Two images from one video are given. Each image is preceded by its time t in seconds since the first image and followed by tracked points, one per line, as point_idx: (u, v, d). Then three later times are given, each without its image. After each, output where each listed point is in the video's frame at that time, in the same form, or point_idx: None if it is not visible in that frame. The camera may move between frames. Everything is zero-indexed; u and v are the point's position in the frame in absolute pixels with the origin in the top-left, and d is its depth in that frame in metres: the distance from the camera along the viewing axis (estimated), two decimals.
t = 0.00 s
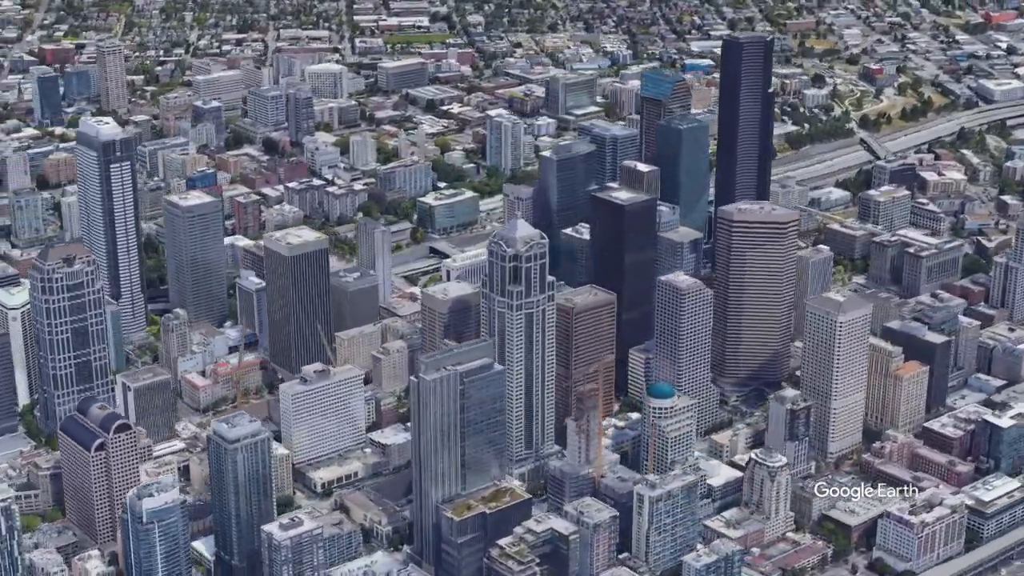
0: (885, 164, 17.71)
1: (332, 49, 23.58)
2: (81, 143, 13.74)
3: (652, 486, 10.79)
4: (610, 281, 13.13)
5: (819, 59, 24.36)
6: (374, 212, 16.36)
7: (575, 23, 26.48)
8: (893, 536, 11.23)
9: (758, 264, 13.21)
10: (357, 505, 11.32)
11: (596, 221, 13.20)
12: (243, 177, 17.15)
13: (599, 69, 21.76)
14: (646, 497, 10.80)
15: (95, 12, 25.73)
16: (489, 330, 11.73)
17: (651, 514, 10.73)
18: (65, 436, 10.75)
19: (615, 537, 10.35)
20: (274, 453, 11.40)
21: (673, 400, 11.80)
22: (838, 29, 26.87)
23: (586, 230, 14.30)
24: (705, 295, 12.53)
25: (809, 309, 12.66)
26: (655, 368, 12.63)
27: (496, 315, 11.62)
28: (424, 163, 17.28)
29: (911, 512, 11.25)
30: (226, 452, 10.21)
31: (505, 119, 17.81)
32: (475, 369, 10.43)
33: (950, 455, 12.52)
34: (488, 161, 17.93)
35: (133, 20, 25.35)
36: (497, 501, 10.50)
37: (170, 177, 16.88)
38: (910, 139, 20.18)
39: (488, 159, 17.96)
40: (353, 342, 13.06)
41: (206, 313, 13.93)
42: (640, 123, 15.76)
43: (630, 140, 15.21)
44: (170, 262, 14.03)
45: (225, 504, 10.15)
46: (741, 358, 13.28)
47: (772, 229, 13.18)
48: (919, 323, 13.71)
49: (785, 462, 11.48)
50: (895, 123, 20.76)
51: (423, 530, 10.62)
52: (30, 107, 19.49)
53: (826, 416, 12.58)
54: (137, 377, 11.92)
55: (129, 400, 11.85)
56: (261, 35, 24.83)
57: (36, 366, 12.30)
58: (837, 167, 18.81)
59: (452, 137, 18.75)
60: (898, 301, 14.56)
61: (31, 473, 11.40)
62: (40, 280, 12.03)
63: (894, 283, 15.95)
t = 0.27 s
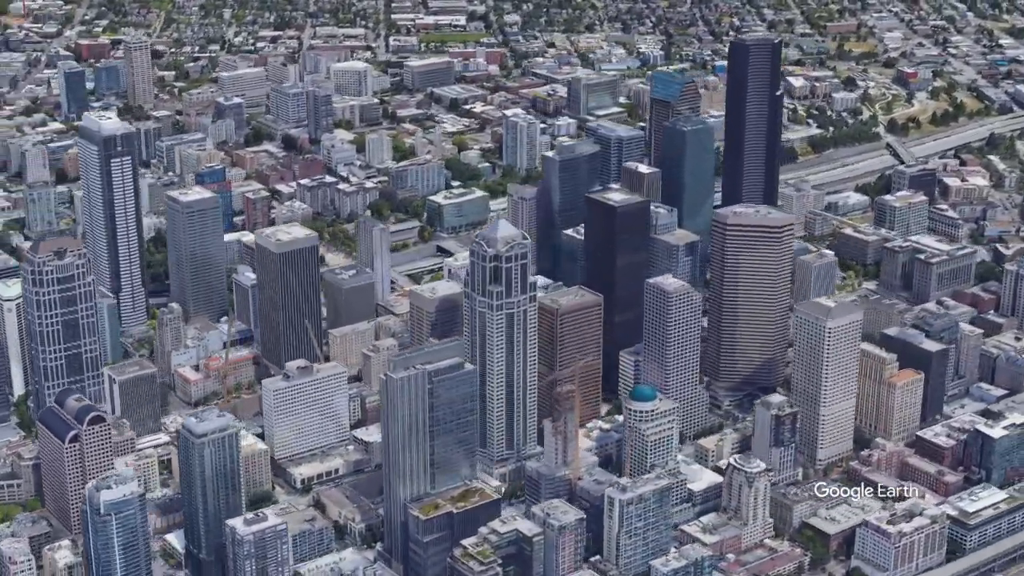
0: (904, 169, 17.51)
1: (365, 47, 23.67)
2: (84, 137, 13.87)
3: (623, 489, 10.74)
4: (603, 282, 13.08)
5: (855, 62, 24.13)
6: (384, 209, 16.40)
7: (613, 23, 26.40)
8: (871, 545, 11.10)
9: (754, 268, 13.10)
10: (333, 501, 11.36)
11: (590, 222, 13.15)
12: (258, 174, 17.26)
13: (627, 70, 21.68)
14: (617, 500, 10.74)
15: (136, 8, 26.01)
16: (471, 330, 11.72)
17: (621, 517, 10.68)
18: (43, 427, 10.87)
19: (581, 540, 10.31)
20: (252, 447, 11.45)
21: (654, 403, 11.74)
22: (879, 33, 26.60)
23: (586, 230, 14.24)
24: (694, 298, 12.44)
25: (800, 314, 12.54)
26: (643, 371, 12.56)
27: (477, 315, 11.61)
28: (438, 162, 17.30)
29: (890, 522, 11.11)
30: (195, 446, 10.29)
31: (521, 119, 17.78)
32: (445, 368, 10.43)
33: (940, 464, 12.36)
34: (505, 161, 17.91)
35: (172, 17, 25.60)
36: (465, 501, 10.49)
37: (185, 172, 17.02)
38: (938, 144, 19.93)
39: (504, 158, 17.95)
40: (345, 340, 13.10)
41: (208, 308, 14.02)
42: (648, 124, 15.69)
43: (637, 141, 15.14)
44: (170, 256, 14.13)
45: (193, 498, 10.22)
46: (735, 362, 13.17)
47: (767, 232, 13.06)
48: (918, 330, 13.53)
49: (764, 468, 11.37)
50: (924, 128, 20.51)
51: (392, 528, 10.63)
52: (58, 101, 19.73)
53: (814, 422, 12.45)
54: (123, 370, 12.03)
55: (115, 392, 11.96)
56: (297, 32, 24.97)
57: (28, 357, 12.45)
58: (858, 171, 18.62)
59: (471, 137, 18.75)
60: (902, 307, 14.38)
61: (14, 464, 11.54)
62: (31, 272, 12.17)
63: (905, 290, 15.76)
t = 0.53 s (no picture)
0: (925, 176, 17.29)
1: (398, 46, 23.73)
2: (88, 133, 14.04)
3: (593, 492, 10.69)
4: (595, 284, 13.03)
5: (893, 66, 23.85)
6: (395, 207, 16.43)
7: (652, 24, 26.28)
8: (846, 554, 10.98)
9: (747, 271, 13.00)
10: (309, 496, 11.41)
11: (584, 223, 13.10)
12: (276, 171, 17.36)
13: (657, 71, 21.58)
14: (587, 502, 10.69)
15: (178, 4, 26.25)
16: (452, 329, 11.71)
17: (590, 519, 10.63)
18: (22, 418, 11.01)
19: (546, 541, 10.28)
20: (230, 441, 11.53)
21: (635, 405, 11.69)
22: (922, 36, 26.28)
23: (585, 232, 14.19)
24: (682, 301, 12.36)
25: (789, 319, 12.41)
26: (631, 372, 12.51)
27: (459, 315, 11.61)
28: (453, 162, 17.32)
29: (865, 530, 10.98)
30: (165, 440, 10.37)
31: (538, 119, 17.75)
32: (413, 368, 10.44)
33: (929, 473, 12.19)
34: (522, 161, 17.89)
35: (213, 14, 25.80)
36: (433, 500, 10.49)
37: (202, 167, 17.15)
38: (966, 150, 19.66)
39: (521, 158, 17.93)
40: (336, 338, 13.16)
41: (207, 302, 14.09)
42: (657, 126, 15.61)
43: (642, 143, 15.08)
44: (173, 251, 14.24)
45: (161, 490, 10.31)
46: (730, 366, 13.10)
47: (762, 236, 12.95)
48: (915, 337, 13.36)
49: (740, 473, 11.28)
50: (955, 133, 20.23)
51: (360, 523, 10.65)
52: (87, 96, 19.96)
53: (802, 428, 12.33)
54: (111, 363, 12.14)
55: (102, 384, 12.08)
56: (334, 30, 25.07)
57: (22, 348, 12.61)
58: (881, 175, 18.41)
59: (491, 137, 18.75)
60: (905, 314, 14.21)
61: None
62: (24, 264, 12.32)
63: (915, 297, 15.56)
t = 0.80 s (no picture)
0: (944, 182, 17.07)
1: (434, 45, 23.80)
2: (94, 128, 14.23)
3: (560, 494, 10.66)
4: (587, 286, 13.01)
5: (932, 70, 23.56)
6: (407, 205, 16.48)
7: (693, 26, 26.16)
8: (818, 562, 10.87)
9: (739, 276, 12.91)
10: (285, 491, 11.48)
11: (577, 224, 13.07)
12: (293, 168, 17.48)
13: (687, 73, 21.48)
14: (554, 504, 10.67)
15: (222, 2, 26.51)
16: (433, 328, 11.73)
17: (556, 520, 10.60)
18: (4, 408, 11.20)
19: (509, 541, 10.28)
20: (210, 435, 11.63)
21: (613, 408, 11.65)
22: (968, 40, 25.92)
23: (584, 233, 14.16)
24: (668, 304, 12.30)
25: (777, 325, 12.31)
26: (617, 375, 12.47)
27: (439, 314, 11.62)
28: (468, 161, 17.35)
29: (838, 539, 10.87)
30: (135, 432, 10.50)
31: (556, 120, 17.73)
32: (381, 365, 10.47)
33: (915, 484, 12.04)
34: (539, 161, 17.87)
35: (255, 11, 26.01)
36: (399, 497, 10.51)
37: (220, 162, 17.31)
38: (996, 156, 19.37)
39: (539, 158, 17.91)
40: (328, 334, 13.22)
41: (209, 298, 14.24)
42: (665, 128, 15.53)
43: (647, 144, 15.01)
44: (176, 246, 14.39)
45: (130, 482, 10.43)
46: (721, 370, 13.02)
47: (754, 240, 12.84)
48: (912, 344, 13.20)
49: (715, 478, 11.21)
50: (987, 139, 19.94)
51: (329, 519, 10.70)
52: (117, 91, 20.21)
53: (787, 435, 12.23)
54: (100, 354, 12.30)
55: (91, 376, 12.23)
56: (373, 28, 25.20)
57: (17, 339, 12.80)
58: (904, 181, 18.19)
59: (512, 137, 18.75)
60: (907, 321, 14.03)
61: None
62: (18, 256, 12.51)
63: (925, 305, 15.37)
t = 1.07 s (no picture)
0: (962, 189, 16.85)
1: (468, 45, 23.85)
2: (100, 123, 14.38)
3: (528, 494, 10.66)
4: (579, 288, 13.00)
5: (970, 76, 23.25)
6: (418, 204, 16.53)
7: (733, 29, 26.01)
8: (789, 569, 10.79)
9: (732, 280, 12.84)
10: (263, 485, 11.56)
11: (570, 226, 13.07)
12: (310, 165, 17.59)
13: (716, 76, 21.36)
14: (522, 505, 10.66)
15: None
16: (415, 327, 11.77)
17: (524, 521, 10.60)
18: None
19: (473, 540, 10.28)
20: (192, 428, 11.74)
21: (593, 409, 11.63)
22: (1012, 45, 25.55)
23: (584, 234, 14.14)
24: (654, 306, 12.26)
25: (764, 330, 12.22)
26: (604, 377, 12.44)
27: (420, 313, 11.65)
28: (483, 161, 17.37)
29: (810, 546, 10.78)
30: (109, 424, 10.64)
31: (573, 120, 17.70)
32: (350, 362, 10.53)
33: (900, 493, 11.90)
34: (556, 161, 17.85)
35: (295, 9, 26.19)
36: (367, 494, 10.56)
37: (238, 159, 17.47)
38: None
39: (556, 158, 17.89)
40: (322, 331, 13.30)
41: (211, 292, 14.36)
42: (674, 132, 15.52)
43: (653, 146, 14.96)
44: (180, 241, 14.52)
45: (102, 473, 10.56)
46: (713, 375, 12.96)
47: (746, 244, 12.77)
48: (907, 352, 13.05)
49: (689, 482, 11.16)
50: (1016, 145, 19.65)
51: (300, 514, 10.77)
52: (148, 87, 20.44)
53: (772, 441, 12.14)
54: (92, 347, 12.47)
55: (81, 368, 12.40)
56: (411, 28, 25.29)
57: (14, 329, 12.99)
58: (926, 186, 17.98)
59: (532, 137, 18.74)
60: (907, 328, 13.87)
61: None
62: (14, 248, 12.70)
63: (933, 312, 15.18)
